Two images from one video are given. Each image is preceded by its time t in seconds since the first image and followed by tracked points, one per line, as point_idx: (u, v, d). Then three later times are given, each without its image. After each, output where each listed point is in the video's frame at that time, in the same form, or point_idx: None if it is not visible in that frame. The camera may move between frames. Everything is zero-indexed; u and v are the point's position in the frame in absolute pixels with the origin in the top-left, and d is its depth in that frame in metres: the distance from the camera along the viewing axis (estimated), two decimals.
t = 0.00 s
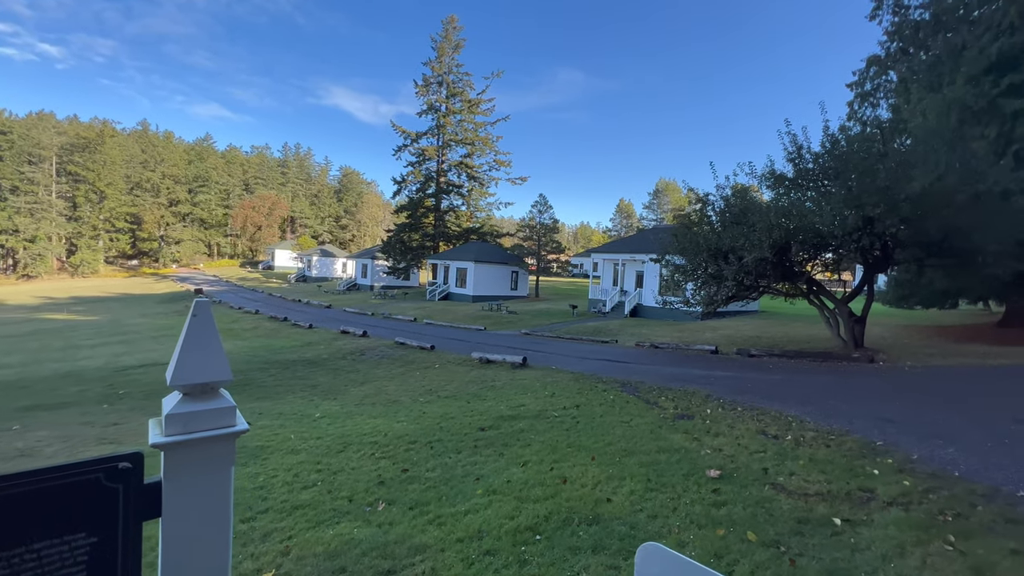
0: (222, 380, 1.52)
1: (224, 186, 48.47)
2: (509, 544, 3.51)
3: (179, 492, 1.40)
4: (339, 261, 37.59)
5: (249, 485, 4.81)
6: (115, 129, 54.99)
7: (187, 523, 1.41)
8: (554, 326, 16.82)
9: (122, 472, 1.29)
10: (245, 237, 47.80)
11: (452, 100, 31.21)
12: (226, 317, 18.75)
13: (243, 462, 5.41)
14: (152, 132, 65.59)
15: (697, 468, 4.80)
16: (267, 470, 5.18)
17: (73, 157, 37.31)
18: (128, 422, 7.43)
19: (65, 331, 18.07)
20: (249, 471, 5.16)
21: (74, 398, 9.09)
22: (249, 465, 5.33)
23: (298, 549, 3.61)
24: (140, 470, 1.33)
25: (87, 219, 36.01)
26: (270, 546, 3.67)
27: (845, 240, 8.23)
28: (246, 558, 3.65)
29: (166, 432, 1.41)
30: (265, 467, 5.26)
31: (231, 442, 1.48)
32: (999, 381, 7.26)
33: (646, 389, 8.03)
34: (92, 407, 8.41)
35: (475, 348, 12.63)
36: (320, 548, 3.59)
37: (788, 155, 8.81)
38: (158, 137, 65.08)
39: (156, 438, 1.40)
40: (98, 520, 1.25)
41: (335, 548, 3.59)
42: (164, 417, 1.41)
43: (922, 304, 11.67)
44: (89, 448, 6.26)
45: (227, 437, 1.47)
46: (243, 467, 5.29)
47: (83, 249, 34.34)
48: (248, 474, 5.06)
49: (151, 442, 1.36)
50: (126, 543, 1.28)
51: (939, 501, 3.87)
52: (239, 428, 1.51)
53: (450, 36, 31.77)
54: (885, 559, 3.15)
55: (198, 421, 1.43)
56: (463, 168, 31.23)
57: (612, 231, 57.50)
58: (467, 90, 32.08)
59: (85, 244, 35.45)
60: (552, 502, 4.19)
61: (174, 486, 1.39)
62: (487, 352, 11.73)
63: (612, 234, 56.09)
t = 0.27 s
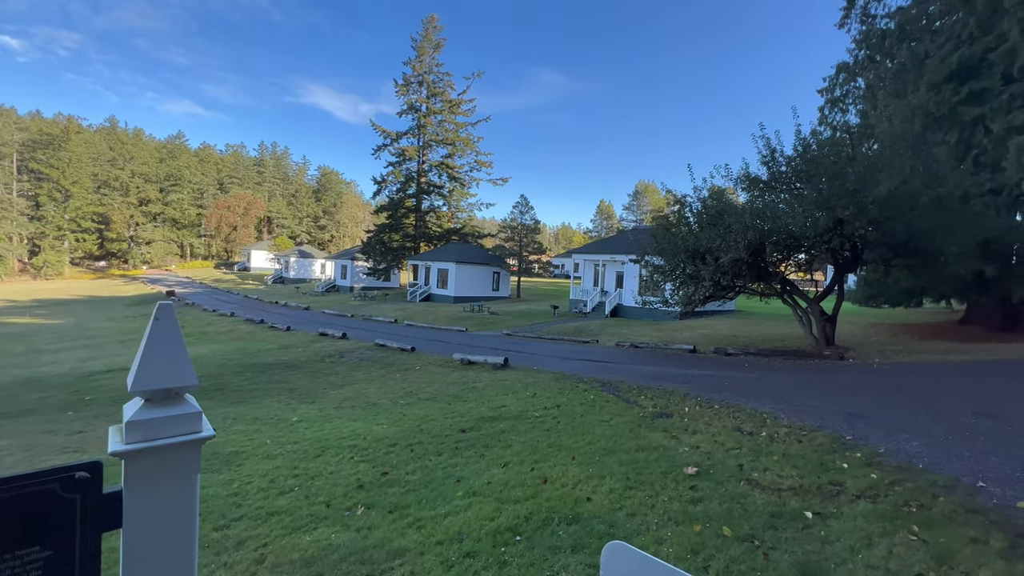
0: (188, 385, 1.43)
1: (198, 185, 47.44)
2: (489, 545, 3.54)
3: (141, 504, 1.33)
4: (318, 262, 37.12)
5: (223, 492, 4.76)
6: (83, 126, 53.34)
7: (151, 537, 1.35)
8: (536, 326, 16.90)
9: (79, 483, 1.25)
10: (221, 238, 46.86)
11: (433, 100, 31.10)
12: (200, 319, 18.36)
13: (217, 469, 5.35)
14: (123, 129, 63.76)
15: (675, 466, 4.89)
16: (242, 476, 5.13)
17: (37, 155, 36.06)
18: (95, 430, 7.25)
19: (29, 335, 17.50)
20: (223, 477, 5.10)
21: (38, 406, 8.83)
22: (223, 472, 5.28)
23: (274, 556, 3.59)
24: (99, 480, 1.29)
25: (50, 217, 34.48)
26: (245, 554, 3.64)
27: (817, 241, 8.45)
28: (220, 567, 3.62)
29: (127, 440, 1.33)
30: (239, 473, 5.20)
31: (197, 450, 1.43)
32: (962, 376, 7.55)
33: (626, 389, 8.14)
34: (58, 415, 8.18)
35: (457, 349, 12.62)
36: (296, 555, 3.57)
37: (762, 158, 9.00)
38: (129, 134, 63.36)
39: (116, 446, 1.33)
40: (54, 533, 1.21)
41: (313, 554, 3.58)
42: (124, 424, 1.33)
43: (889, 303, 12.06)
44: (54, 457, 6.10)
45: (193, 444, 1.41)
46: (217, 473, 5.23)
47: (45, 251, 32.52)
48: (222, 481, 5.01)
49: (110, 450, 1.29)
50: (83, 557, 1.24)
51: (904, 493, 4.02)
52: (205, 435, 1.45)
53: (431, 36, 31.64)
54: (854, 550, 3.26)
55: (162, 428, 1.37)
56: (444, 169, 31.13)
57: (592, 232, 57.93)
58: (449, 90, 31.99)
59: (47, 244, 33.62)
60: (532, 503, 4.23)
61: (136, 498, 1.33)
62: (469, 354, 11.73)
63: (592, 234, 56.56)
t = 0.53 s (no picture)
0: (157, 391, 1.39)
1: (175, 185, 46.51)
2: (472, 548, 3.56)
3: (106, 513, 1.30)
4: (300, 263, 36.69)
5: (200, 499, 4.69)
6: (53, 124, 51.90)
7: (118, 548, 1.32)
8: (520, 327, 16.94)
9: (40, 492, 1.24)
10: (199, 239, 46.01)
11: (416, 100, 30.97)
12: (177, 322, 18.01)
13: (193, 476, 5.27)
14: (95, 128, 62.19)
15: (656, 465, 4.96)
16: (219, 483, 5.06)
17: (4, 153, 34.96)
18: (65, 437, 7.07)
19: None
20: (199, 485, 5.02)
21: (4, 414, 8.57)
22: (199, 479, 5.20)
23: (252, 564, 3.56)
24: (61, 489, 1.27)
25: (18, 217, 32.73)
26: (221, 563, 3.60)
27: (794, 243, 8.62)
28: None
29: (92, 448, 1.31)
30: (216, 480, 5.13)
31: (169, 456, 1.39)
32: (932, 373, 7.78)
33: (609, 389, 8.21)
34: (26, 422, 7.96)
35: (441, 351, 12.59)
36: (274, 563, 3.55)
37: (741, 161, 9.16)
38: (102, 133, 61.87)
39: (80, 454, 1.30)
40: (13, 545, 1.19)
41: (292, 561, 3.56)
42: (88, 432, 1.30)
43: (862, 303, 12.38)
44: (22, 466, 5.94)
45: (160, 450, 1.37)
46: (193, 480, 5.16)
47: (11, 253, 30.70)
48: (198, 489, 4.94)
49: (73, 459, 1.25)
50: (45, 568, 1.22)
51: (876, 487, 4.14)
52: (175, 441, 1.41)
53: (413, 36, 31.53)
54: (828, 544, 3.35)
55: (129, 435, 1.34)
56: (427, 170, 31.03)
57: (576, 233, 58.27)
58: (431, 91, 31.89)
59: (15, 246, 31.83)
60: (515, 504, 4.25)
61: (101, 507, 1.30)
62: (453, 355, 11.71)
63: (575, 236, 56.87)
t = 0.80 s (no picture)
0: (130, 398, 1.39)
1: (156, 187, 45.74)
2: (459, 552, 3.56)
3: (75, 522, 1.30)
4: (284, 266, 36.31)
5: (180, 508, 4.63)
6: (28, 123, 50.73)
7: (88, 558, 1.31)
8: (507, 329, 16.95)
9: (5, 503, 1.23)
10: (180, 242, 45.30)
11: (402, 102, 30.86)
12: (158, 327, 17.71)
13: (173, 484, 5.21)
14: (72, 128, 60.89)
15: (643, 465, 5.01)
16: (199, 491, 5.01)
17: None
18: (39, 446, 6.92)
19: None
20: (179, 493, 4.96)
21: None
22: (178, 487, 5.14)
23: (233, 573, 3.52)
24: (26, 500, 1.28)
25: None
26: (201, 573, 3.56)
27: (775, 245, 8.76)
28: None
29: (61, 457, 1.30)
30: (197, 488, 5.08)
31: (140, 465, 1.40)
32: (910, 371, 7.96)
33: (596, 390, 8.25)
34: None
35: (427, 354, 12.56)
36: (256, 571, 3.52)
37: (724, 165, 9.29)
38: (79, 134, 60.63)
39: (48, 462, 1.30)
40: None
41: (275, 569, 3.53)
42: (57, 440, 1.29)
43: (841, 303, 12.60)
44: None
45: (131, 458, 1.37)
46: (172, 489, 5.09)
47: None
48: (177, 497, 4.88)
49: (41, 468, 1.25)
50: None
51: (856, 484, 4.22)
52: (147, 450, 1.41)
53: (399, 38, 31.44)
54: (810, 541, 3.41)
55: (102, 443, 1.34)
56: (414, 172, 30.93)
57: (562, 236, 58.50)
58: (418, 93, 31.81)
59: None
60: (503, 506, 4.27)
61: (70, 516, 1.30)
62: (440, 358, 11.69)
63: (562, 238, 57.11)
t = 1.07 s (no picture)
0: (104, 407, 1.38)
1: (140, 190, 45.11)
2: (448, 559, 3.55)
3: (47, 535, 1.30)
4: (272, 270, 35.97)
5: (162, 518, 4.57)
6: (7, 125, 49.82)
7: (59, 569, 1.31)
8: (496, 333, 16.93)
9: None
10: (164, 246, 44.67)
11: (390, 106, 30.76)
12: (141, 332, 17.44)
13: (155, 493, 5.13)
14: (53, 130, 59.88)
15: (632, 468, 5.03)
16: (182, 500, 4.94)
17: None
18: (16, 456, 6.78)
19: None
20: (161, 503, 4.89)
21: None
22: (161, 496, 5.07)
23: None
24: None
25: None
26: None
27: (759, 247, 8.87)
28: None
29: (32, 468, 1.29)
30: (179, 497, 5.01)
31: (115, 474, 1.39)
32: (893, 371, 8.08)
33: (585, 393, 8.28)
34: None
35: (416, 358, 12.51)
36: None
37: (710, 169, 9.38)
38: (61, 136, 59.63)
39: (19, 474, 1.28)
40: None
41: None
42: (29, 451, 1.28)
43: (826, 305, 12.77)
44: None
45: (107, 468, 1.37)
46: (154, 498, 5.02)
47: None
48: (159, 507, 4.81)
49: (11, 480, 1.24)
50: None
51: (840, 484, 4.28)
52: (123, 459, 1.41)
53: (388, 41, 31.34)
54: (796, 541, 3.44)
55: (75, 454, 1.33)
56: (402, 175, 30.83)
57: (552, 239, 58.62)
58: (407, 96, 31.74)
59: None
60: (492, 510, 4.27)
61: (41, 530, 1.29)
62: (429, 363, 11.64)
63: (551, 241, 57.25)
